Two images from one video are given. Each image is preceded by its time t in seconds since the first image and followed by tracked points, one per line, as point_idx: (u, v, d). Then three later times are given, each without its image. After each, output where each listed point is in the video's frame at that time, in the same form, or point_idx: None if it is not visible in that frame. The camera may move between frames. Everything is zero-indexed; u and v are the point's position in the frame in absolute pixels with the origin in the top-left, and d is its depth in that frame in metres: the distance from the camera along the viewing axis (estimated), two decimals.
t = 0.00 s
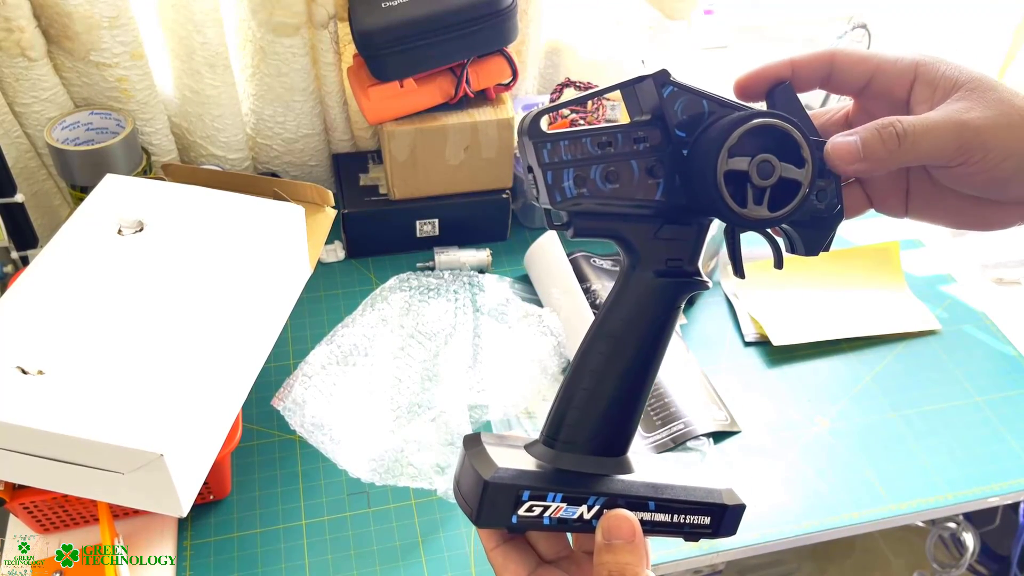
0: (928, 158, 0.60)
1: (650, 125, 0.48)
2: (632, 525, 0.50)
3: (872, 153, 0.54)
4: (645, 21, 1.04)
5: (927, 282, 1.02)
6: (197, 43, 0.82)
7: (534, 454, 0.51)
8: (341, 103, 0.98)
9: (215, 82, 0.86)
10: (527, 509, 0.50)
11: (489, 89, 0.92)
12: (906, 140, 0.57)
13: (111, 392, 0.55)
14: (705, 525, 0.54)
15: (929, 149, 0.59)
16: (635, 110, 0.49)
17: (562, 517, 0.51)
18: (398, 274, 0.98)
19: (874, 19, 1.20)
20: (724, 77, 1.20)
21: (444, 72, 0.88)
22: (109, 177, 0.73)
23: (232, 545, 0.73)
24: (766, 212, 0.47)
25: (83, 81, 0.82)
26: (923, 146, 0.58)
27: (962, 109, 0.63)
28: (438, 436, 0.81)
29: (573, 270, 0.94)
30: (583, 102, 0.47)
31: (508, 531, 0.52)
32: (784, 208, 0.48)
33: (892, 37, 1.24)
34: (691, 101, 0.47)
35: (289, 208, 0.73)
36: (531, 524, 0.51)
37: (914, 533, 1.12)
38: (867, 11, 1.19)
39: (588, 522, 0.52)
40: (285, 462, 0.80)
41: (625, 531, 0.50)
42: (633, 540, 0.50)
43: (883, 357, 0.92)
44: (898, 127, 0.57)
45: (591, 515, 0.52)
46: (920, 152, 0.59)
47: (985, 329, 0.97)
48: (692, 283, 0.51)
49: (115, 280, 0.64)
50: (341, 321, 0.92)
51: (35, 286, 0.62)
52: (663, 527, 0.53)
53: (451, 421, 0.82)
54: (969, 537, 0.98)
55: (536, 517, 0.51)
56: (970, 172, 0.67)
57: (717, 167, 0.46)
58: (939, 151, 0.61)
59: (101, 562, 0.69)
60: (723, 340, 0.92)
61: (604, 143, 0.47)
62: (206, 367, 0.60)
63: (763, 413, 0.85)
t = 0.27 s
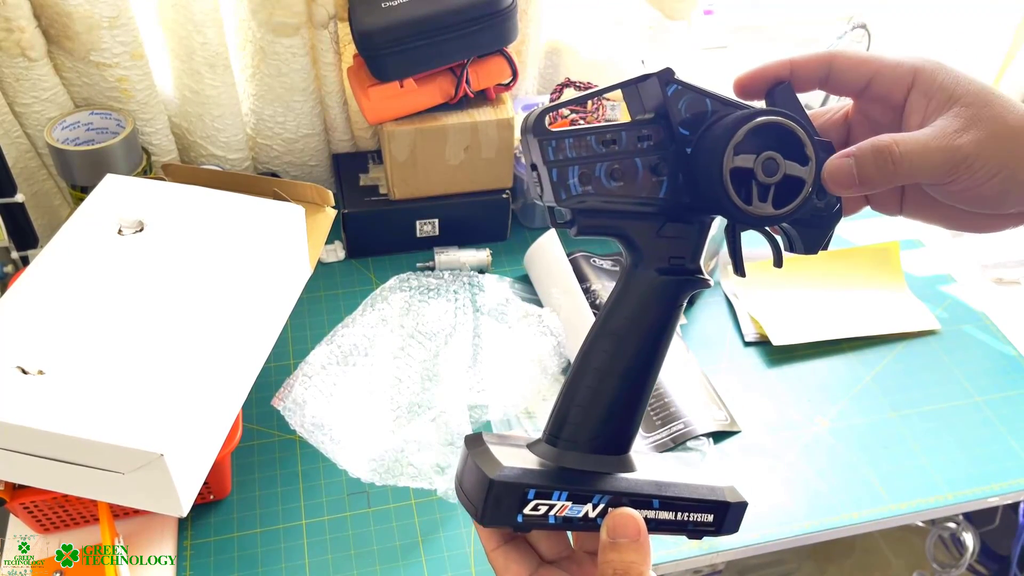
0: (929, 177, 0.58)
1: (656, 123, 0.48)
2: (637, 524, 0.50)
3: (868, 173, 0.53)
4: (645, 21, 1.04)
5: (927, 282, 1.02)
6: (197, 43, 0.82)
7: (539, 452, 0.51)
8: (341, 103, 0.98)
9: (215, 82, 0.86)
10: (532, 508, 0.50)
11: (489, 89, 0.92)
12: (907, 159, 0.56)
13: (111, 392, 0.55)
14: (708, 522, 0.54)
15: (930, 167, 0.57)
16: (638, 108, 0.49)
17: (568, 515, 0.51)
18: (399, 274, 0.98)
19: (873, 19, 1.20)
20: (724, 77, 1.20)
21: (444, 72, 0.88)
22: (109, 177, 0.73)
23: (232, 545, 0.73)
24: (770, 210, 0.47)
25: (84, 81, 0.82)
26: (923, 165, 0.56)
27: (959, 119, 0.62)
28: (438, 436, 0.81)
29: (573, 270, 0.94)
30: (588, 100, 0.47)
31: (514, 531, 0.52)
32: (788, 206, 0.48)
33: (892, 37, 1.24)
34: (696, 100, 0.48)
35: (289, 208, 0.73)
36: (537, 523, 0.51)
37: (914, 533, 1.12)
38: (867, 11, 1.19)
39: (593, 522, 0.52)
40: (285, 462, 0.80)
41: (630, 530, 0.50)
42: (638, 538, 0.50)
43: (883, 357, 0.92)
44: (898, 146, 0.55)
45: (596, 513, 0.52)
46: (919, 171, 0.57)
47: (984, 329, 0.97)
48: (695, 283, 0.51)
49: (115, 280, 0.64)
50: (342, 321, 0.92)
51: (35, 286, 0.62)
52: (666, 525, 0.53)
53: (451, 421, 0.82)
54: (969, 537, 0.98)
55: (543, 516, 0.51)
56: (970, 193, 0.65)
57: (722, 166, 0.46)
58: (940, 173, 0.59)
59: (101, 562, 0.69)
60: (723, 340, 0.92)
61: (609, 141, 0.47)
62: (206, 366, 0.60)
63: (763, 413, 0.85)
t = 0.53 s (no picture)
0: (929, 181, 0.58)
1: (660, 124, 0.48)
2: (639, 523, 0.50)
3: (871, 175, 0.52)
4: (645, 21, 1.04)
5: (927, 282, 1.02)
6: (197, 44, 0.82)
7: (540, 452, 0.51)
8: (341, 103, 0.98)
9: (215, 82, 0.86)
10: (535, 508, 0.50)
11: (489, 89, 0.92)
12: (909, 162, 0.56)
13: (111, 392, 0.55)
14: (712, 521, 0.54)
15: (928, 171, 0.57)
16: (643, 109, 0.49)
17: (570, 514, 0.51)
18: (399, 274, 0.98)
19: (873, 19, 1.20)
20: (724, 77, 1.21)
21: (444, 72, 0.88)
22: (109, 177, 0.73)
23: (232, 545, 0.73)
24: (776, 211, 0.47)
25: (84, 81, 0.82)
26: (924, 168, 0.56)
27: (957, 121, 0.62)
28: (438, 436, 0.81)
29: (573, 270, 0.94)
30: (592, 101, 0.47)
31: (518, 531, 0.52)
32: (794, 207, 0.48)
33: (891, 37, 1.24)
34: (700, 100, 0.48)
35: (289, 208, 0.73)
36: (540, 523, 0.51)
37: (914, 533, 1.12)
38: (867, 11, 1.19)
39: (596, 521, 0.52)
40: (285, 462, 0.80)
41: (632, 528, 0.50)
42: (640, 537, 0.50)
43: (882, 357, 0.92)
44: (900, 148, 0.55)
45: (598, 513, 0.52)
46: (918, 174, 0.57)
47: (985, 329, 0.97)
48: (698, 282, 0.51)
49: (115, 280, 0.64)
50: (342, 321, 0.92)
51: (35, 286, 0.62)
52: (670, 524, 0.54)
53: (451, 421, 0.82)
54: (969, 537, 0.98)
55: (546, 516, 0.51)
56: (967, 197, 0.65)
57: (728, 166, 0.46)
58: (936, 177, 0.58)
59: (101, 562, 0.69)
60: (723, 340, 0.92)
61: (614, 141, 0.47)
62: (206, 366, 0.60)
63: (763, 413, 0.85)
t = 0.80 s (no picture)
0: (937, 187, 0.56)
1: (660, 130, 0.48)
2: (629, 526, 0.51)
3: (883, 180, 0.51)
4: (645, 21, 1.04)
5: (926, 282, 1.02)
6: (197, 44, 0.82)
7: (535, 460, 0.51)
8: (341, 103, 0.98)
9: (215, 82, 0.86)
10: (528, 514, 0.50)
11: (489, 89, 0.92)
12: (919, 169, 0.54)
13: (111, 392, 0.55)
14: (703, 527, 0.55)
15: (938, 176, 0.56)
16: (641, 112, 0.48)
17: (562, 520, 0.52)
18: (399, 274, 0.98)
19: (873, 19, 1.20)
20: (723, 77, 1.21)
21: (444, 72, 0.88)
22: (109, 177, 0.73)
23: (232, 545, 0.73)
24: (771, 223, 0.47)
25: (84, 81, 0.82)
26: (939, 172, 0.55)
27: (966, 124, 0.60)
28: (438, 436, 0.81)
29: (573, 271, 0.94)
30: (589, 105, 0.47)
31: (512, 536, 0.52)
32: (792, 218, 0.48)
33: (891, 37, 1.24)
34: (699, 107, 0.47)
35: (290, 208, 0.73)
36: (533, 528, 0.51)
37: (914, 533, 1.12)
38: (866, 11, 1.19)
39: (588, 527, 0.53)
40: (285, 462, 0.80)
41: (624, 531, 0.51)
42: (630, 541, 0.51)
43: (882, 357, 0.92)
44: (914, 153, 0.54)
45: (590, 519, 0.52)
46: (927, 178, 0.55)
47: (985, 329, 0.97)
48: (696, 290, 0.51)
49: (116, 280, 0.64)
50: (341, 321, 0.92)
51: (34, 286, 0.62)
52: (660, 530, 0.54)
53: (451, 421, 0.82)
54: (969, 537, 0.98)
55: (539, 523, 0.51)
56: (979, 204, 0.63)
57: (725, 178, 0.46)
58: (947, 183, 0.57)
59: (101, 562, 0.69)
60: (723, 340, 0.92)
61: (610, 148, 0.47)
62: (206, 367, 0.60)
63: (762, 413, 0.85)
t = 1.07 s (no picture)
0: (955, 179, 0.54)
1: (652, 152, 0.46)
2: (585, 540, 0.50)
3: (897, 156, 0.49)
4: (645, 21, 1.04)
5: (927, 282, 1.02)
6: (197, 44, 0.82)
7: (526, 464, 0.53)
8: (341, 103, 0.98)
9: (215, 82, 0.86)
10: (492, 504, 0.53)
11: (489, 89, 0.92)
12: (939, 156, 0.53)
13: (111, 392, 0.55)
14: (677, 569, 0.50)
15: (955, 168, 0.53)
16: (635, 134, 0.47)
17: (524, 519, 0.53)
18: (399, 274, 0.98)
19: (873, 18, 1.20)
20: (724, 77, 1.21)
21: (444, 71, 0.88)
22: (109, 177, 0.73)
23: (231, 545, 0.73)
24: (707, 256, 0.44)
25: (83, 81, 0.82)
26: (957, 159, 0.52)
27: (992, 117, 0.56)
28: (438, 436, 0.81)
29: (573, 271, 0.93)
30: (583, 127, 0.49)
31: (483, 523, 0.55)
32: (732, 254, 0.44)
33: (891, 37, 1.24)
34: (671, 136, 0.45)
35: (290, 208, 0.73)
36: (497, 518, 0.54)
37: (914, 533, 1.12)
38: (866, 10, 1.19)
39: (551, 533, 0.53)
40: (285, 462, 0.80)
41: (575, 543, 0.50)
42: (586, 555, 0.50)
43: (883, 357, 0.92)
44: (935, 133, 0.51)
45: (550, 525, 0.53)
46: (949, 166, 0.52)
47: (985, 329, 0.97)
48: (690, 322, 0.48)
49: (115, 280, 0.64)
50: (341, 321, 0.92)
51: (35, 286, 0.62)
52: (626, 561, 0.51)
53: (451, 421, 0.82)
54: (970, 538, 0.98)
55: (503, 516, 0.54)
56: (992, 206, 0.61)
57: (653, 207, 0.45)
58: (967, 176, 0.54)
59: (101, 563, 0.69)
60: (723, 340, 0.92)
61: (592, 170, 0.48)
62: (206, 367, 0.60)
63: (763, 413, 0.85)
